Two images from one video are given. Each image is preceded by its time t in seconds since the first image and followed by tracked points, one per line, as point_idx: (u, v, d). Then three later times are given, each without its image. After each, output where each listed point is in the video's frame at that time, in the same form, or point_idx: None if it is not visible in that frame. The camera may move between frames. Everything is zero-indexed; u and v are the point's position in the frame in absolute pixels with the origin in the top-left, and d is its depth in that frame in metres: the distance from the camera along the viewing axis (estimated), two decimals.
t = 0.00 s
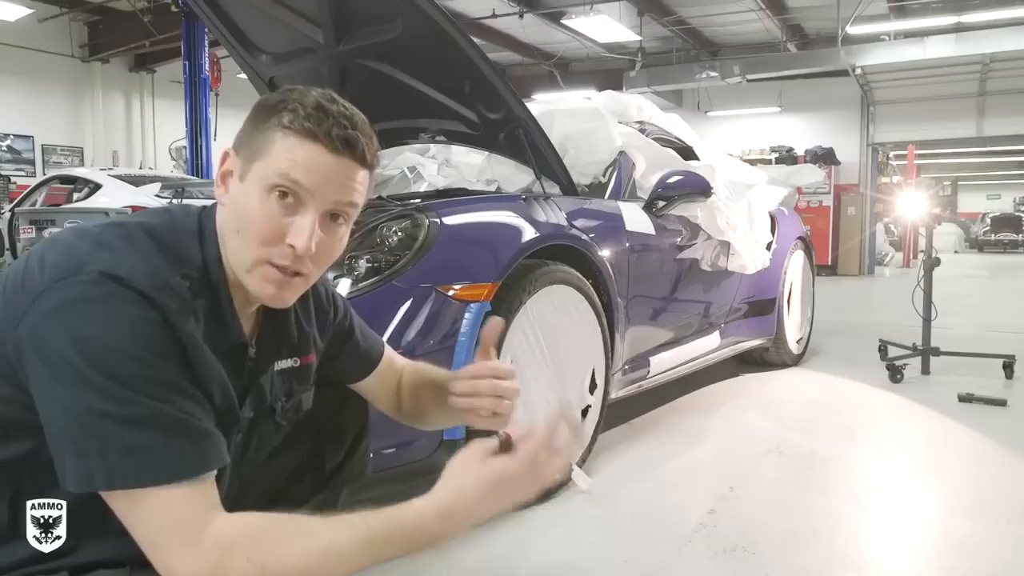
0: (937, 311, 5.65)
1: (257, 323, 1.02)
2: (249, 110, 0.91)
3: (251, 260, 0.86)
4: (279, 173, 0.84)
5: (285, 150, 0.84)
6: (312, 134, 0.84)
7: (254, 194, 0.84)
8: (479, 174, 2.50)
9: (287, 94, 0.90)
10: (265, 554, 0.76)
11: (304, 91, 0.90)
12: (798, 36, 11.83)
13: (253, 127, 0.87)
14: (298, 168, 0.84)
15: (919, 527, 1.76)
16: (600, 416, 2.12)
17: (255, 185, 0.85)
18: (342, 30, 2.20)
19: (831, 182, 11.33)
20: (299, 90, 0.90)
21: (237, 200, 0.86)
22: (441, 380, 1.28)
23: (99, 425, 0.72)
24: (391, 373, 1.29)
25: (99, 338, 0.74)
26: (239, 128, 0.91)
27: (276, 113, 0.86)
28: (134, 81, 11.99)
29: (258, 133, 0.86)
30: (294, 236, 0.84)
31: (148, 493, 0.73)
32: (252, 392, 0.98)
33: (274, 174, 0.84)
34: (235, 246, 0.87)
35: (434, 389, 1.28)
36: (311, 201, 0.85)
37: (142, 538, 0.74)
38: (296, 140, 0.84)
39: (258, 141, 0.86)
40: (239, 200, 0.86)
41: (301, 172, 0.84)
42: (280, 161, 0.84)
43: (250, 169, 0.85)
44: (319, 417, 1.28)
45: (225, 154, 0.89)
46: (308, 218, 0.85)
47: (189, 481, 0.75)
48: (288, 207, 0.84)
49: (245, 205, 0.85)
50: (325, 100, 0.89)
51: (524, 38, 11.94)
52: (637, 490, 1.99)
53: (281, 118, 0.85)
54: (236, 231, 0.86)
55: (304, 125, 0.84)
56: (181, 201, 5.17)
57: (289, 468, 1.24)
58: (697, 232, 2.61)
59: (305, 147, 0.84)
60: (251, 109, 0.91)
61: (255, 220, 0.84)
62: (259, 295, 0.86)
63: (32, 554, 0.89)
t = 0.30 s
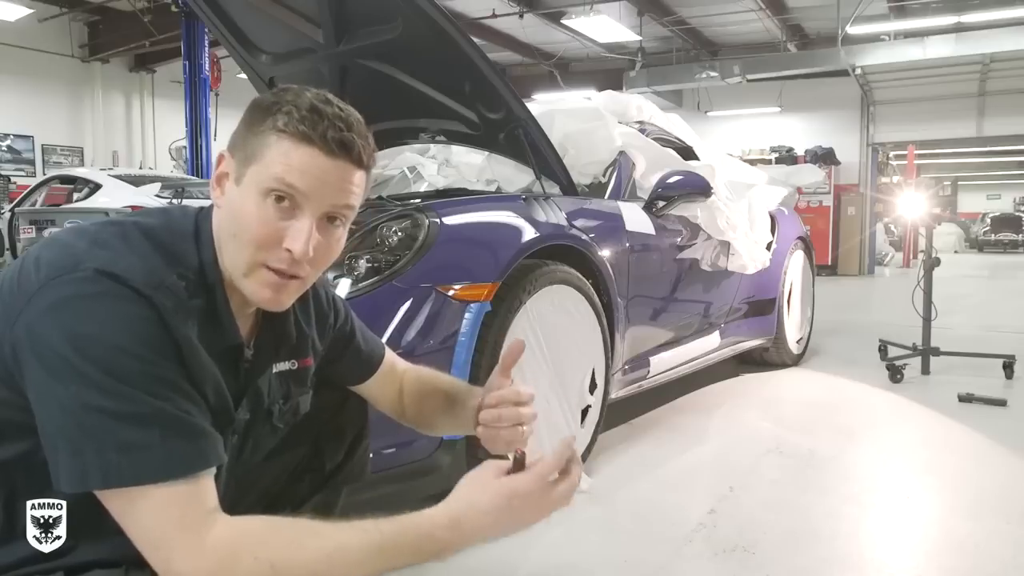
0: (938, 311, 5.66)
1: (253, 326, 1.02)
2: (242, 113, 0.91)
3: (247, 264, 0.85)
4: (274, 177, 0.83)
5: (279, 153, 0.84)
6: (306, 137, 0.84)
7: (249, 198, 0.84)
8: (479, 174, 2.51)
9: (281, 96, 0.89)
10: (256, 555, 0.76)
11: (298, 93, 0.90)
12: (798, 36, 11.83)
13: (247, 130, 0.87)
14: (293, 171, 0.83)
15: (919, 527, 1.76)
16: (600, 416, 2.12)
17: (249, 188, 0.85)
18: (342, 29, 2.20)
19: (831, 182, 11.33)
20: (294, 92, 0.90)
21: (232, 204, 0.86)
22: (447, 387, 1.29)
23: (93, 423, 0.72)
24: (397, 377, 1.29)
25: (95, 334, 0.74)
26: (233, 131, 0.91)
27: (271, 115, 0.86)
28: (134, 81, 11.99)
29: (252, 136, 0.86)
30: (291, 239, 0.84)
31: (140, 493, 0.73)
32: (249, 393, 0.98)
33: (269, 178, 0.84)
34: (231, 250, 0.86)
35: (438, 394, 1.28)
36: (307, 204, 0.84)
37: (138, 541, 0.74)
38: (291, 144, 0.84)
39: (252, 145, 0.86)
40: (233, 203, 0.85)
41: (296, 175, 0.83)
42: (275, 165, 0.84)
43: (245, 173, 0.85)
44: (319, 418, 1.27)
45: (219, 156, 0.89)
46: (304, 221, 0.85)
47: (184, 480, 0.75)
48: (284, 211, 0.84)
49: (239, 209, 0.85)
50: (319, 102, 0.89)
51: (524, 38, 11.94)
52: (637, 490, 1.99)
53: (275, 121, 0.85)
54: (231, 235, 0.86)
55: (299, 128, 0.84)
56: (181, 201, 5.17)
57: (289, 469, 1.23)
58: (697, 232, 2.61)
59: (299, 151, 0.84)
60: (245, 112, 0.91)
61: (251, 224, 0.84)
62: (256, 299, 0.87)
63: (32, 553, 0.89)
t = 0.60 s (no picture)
0: (938, 311, 5.66)
1: (249, 325, 1.02)
2: (256, 117, 0.88)
3: (289, 279, 0.86)
4: (323, 197, 0.84)
5: (326, 174, 0.85)
6: (350, 156, 0.86)
7: (293, 215, 0.84)
8: (479, 174, 2.51)
9: (305, 105, 0.88)
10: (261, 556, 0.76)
11: (320, 102, 0.89)
12: (798, 36, 11.83)
13: (278, 142, 0.84)
14: (340, 191, 0.85)
15: (919, 527, 1.76)
16: (600, 416, 2.12)
17: (290, 204, 0.84)
18: (342, 30, 2.20)
19: (831, 182, 11.33)
20: (315, 101, 0.89)
21: (266, 216, 0.85)
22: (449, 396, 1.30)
23: (96, 423, 0.72)
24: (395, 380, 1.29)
25: (96, 332, 0.74)
26: (247, 135, 0.87)
27: (307, 131, 0.85)
28: (134, 81, 11.99)
29: (287, 150, 0.84)
30: (337, 256, 0.87)
31: (141, 492, 0.73)
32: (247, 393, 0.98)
33: (318, 198, 0.84)
34: (268, 264, 0.86)
35: (439, 395, 1.28)
36: (349, 221, 0.87)
37: (138, 539, 0.73)
38: (336, 163, 0.85)
39: (290, 160, 0.84)
40: (271, 218, 0.84)
41: (344, 195, 0.85)
42: (323, 184, 0.84)
43: (285, 190, 0.84)
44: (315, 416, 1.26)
45: (240, 163, 0.85)
46: (347, 237, 0.87)
47: (186, 477, 0.75)
48: (329, 228, 0.86)
49: (282, 225, 0.84)
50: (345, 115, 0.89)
51: (524, 38, 11.94)
52: (637, 490, 1.99)
53: (315, 138, 0.85)
54: (269, 250, 0.85)
55: (344, 148, 0.85)
56: (181, 201, 5.17)
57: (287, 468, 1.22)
58: (697, 232, 2.61)
59: (345, 171, 0.86)
60: (260, 115, 0.87)
61: (296, 242, 0.84)
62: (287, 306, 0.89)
63: (32, 554, 0.89)
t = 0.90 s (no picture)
0: (938, 311, 5.66)
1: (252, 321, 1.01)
2: (273, 122, 0.87)
3: (319, 276, 0.91)
4: (354, 200, 0.89)
5: (355, 175, 0.89)
6: (373, 158, 0.91)
7: (329, 219, 0.88)
8: (479, 174, 2.52)
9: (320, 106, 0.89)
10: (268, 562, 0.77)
11: (331, 103, 0.91)
12: (798, 36, 11.84)
13: (309, 151, 0.85)
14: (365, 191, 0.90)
15: (919, 527, 1.76)
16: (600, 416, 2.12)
17: (324, 210, 0.87)
18: (342, 29, 2.20)
19: (831, 182, 11.34)
20: (328, 102, 0.90)
21: (303, 224, 0.87)
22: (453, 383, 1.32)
23: (108, 428, 0.71)
24: (391, 382, 1.27)
25: (107, 335, 0.73)
26: (268, 142, 0.86)
27: (336, 138, 0.87)
28: (134, 81, 11.98)
29: (319, 160, 0.86)
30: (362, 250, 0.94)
31: (148, 498, 0.72)
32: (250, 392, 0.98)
33: (351, 203, 0.89)
34: (300, 265, 0.89)
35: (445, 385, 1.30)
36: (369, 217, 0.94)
37: (142, 549, 0.73)
38: (361, 164, 0.89)
39: (323, 169, 0.86)
40: (307, 226, 0.87)
41: (370, 195, 0.91)
42: (353, 188, 0.89)
43: (320, 197, 0.87)
44: (314, 413, 1.25)
45: (268, 172, 0.84)
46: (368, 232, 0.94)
47: (195, 483, 0.74)
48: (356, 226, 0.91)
49: (316, 230, 0.87)
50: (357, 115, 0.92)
51: (524, 38, 11.95)
52: (637, 490, 1.99)
53: (344, 144, 0.87)
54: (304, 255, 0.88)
55: (368, 151, 0.90)
56: (181, 201, 5.17)
57: (285, 465, 1.21)
58: (697, 232, 2.61)
59: (370, 172, 0.91)
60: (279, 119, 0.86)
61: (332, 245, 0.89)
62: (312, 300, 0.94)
63: (34, 557, 0.89)
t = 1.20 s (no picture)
0: (938, 311, 5.65)
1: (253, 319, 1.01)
2: (278, 119, 0.87)
3: (327, 272, 0.93)
4: (360, 197, 0.92)
5: (363, 174, 0.91)
6: (378, 158, 0.93)
7: (340, 217, 0.90)
8: (479, 174, 2.51)
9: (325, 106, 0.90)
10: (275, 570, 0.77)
11: (336, 102, 0.92)
12: (798, 36, 11.84)
13: (321, 150, 0.87)
14: (372, 188, 0.93)
15: (919, 527, 1.76)
16: (600, 416, 2.12)
17: (335, 208, 0.89)
18: (342, 29, 2.20)
19: (831, 182, 11.34)
20: (332, 102, 0.92)
21: (315, 222, 0.88)
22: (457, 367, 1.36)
23: (111, 437, 0.70)
24: (393, 378, 1.28)
25: (108, 346, 0.72)
26: (279, 142, 0.86)
27: (346, 137, 0.89)
28: (134, 81, 11.98)
29: (331, 161, 0.88)
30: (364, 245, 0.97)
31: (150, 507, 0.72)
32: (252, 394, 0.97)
33: (359, 199, 0.92)
34: (310, 262, 0.91)
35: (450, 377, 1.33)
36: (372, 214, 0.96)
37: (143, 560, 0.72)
38: (369, 164, 0.92)
39: (333, 167, 0.88)
40: (318, 224, 0.89)
41: (375, 192, 0.94)
42: (361, 185, 0.91)
43: (329, 195, 0.88)
44: (314, 412, 1.25)
45: (281, 171, 0.85)
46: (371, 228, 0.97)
47: (198, 495, 0.74)
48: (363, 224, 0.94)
49: (327, 227, 0.89)
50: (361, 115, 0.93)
51: (524, 39, 11.94)
52: (636, 490, 1.99)
53: (353, 143, 0.89)
54: (314, 251, 0.90)
55: (374, 150, 0.92)
56: (181, 201, 5.17)
57: (287, 464, 1.21)
58: (697, 232, 2.61)
59: (376, 171, 0.94)
60: (287, 119, 0.87)
61: (341, 241, 0.91)
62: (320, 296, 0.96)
63: (36, 557, 0.90)
